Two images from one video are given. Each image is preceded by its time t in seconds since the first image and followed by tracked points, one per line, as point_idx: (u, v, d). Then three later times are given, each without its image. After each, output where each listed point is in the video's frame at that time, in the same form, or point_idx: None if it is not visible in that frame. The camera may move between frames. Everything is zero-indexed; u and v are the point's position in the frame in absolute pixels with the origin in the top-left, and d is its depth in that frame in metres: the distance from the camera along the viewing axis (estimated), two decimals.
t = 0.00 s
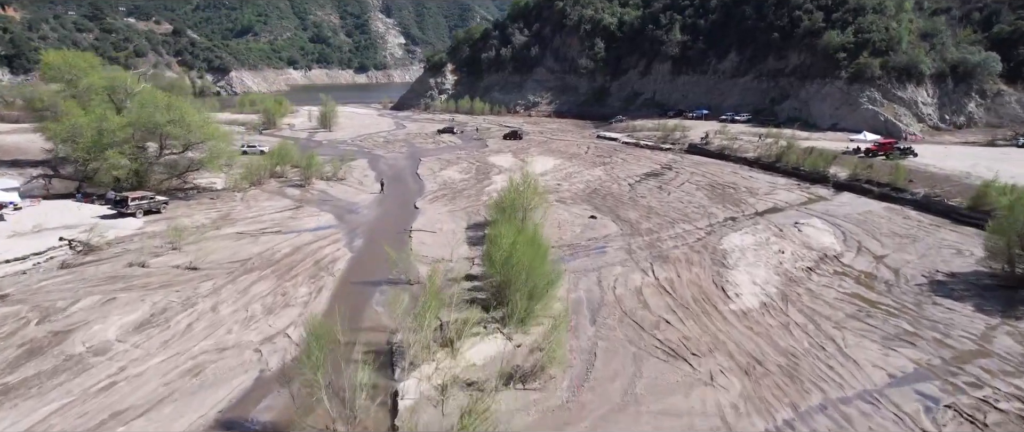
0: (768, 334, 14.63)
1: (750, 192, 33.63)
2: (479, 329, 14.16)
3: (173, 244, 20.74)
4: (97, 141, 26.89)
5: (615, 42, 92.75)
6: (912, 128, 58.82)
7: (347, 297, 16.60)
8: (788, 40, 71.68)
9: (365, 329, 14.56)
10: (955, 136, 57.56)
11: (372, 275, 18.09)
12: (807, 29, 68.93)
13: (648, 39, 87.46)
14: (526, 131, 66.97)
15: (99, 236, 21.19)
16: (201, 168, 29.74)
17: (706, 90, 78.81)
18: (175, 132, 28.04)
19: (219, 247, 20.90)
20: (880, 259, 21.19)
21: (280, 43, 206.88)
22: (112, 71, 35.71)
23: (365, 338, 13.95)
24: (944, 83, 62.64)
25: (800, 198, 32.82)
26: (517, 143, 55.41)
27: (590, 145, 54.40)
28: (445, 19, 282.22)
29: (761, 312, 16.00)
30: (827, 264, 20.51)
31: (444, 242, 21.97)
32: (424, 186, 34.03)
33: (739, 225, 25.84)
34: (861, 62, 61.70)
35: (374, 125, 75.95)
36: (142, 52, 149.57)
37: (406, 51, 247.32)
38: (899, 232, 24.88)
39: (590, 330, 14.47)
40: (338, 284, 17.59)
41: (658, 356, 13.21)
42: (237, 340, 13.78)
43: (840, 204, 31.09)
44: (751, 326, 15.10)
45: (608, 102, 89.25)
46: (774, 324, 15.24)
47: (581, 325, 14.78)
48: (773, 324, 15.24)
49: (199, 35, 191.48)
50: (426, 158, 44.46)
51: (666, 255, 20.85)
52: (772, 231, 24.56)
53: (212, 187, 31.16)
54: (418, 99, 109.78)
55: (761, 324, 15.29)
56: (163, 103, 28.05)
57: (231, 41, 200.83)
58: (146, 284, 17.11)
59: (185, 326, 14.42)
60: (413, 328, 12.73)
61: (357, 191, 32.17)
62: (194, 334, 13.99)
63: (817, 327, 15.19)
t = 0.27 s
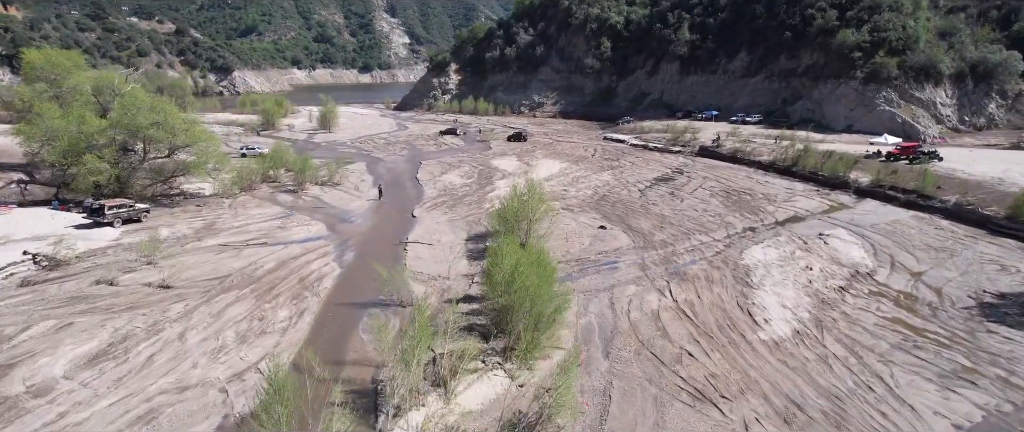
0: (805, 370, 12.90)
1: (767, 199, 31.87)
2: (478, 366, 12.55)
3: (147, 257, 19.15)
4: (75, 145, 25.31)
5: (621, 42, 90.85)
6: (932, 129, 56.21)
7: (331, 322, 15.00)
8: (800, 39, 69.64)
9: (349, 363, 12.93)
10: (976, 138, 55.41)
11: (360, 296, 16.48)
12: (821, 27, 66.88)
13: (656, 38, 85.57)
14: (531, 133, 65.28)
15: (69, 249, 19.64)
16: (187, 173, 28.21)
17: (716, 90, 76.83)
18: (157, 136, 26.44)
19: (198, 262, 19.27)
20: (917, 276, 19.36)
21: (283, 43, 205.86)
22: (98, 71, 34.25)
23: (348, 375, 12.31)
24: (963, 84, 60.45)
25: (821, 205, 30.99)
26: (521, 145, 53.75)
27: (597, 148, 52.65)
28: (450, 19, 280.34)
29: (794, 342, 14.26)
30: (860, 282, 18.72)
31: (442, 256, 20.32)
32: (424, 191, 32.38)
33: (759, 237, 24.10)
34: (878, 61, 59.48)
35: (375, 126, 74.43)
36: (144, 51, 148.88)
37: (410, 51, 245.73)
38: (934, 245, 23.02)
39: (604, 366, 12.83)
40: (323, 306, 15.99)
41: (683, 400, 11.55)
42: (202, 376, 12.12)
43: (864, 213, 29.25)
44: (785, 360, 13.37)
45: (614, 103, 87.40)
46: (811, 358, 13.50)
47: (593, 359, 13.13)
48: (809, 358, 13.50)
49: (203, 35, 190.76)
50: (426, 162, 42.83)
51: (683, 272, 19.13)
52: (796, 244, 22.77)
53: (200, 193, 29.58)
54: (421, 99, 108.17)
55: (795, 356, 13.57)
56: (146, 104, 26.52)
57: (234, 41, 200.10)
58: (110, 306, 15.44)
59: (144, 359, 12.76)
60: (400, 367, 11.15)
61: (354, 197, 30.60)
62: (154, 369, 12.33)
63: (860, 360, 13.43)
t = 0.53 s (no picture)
0: (853, 418, 11.14)
1: (786, 206, 30.06)
2: (475, 414, 10.97)
3: (117, 273, 17.56)
4: (48, 149, 23.76)
5: (629, 41, 89.02)
6: (952, 132, 53.89)
7: (311, 355, 13.35)
8: (813, 38, 67.58)
9: (326, 408, 11.23)
10: (998, 141, 53.17)
11: (347, 322, 14.85)
12: (834, 26, 64.86)
13: (664, 37, 83.70)
14: (536, 135, 63.57)
15: (33, 265, 18.12)
16: (171, 180, 26.65)
17: (725, 91, 74.84)
18: (138, 140, 24.92)
19: (172, 280, 17.66)
20: (963, 297, 17.46)
21: (288, 43, 205.06)
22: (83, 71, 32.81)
23: (324, 424, 10.65)
24: (984, 84, 58.18)
25: (843, 214, 29.14)
26: (526, 148, 52.04)
27: (604, 151, 50.86)
28: (455, 19, 278.63)
29: (836, 381, 12.49)
30: (901, 304, 16.85)
31: (438, 273, 18.61)
32: (423, 198, 30.71)
33: (783, 250, 22.27)
34: (895, 61, 57.32)
35: (377, 127, 72.91)
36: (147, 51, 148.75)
37: (415, 51, 244.16)
38: (975, 260, 21.09)
39: (619, 413, 11.20)
40: (303, 334, 14.36)
41: None
42: (154, 425, 10.47)
43: (892, 222, 27.35)
44: (827, 404, 11.63)
45: (621, 103, 85.56)
46: (858, 402, 11.71)
47: (608, 403, 11.48)
48: (856, 402, 11.72)
49: (206, 34, 190.36)
50: (427, 165, 41.15)
51: (703, 294, 17.37)
52: (824, 259, 20.94)
53: (185, 200, 28.01)
54: (424, 99, 106.58)
55: (839, 399, 11.81)
56: (126, 106, 24.99)
57: (238, 40, 199.50)
58: (65, 333, 13.84)
59: (91, 401, 11.11)
60: (382, 420, 9.55)
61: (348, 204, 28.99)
62: (100, 414, 10.70)
63: (916, 406, 11.62)
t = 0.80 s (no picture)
0: None
1: (808, 215, 28.20)
2: None
3: (79, 293, 15.94)
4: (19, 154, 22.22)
5: (636, 40, 87.12)
6: (974, 133, 51.79)
7: (284, 395, 11.66)
8: (827, 37, 65.48)
9: None
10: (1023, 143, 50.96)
11: (329, 354, 13.17)
12: (849, 24, 62.76)
13: (671, 36, 81.80)
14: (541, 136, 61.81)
15: None
16: (153, 186, 25.09)
17: (735, 91, 72.83)
18: (115, 143, 23.38)
19: (140, 300, 16.02)
20: (1020, 324, 15.58)
21: (292, 43, 204.20)
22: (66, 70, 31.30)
23: None
24: (1006, 84, 55.95)
25: (870, 223, 27.24)
26: (530, 150, 50.24)
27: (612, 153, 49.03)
28: (459, 19, 276.97)
29: None
30: (951, 331, 15.01)
31: (434, 293, 16.90)
32: (422, 205, 29.02)
33: (810, 266, 20.43)
34: (913, 60, 55.13)
35: (378, 128, 71.38)
36: (148, 51, 148.59)
37: (419, 50, 242.55)
38: None
39: None
40: (278, 368, 12.69)
41: None
42: None
43: (924, 233, 25.42)
44: None
45: (628, 104, 83.69)
46: None
47: None
48: None
49: (210, 34, 189.82)
50: (428, 169, 39.43)
51: (728, 319, 15.62)
52: (857, 276, 19.12)
53: (170, 207, 26.49)
54: (428, 100, 104.98)
55: None
56: (102, 107, 23.42)
57: (242, 40, 198.74)
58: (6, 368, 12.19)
59: None
60: None
61: (342, 212, 27.33)
62: None
63: None
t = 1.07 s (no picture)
0: None
1: (831, 223, 26.34)
2: None
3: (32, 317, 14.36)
4: None
5: (643, 39, 85.27)
6: (997, 135, 49.55)
7: None
8: (841, 35, 63.31)
9: None
10: None
11: (302, 397, 11.48)
12: (865, 22, 60.56)
13: (680, 35, 79.88)
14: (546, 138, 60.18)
15: None
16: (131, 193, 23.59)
17: (746, 91, 70.75)
18: (89, 148, 21.88)
19: (99, 325, 14.40)
20: None
21: (296, 42, 203.37)
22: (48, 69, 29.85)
23: None
24: None
25: (900, 233, 25.33)
26: (535, 153, 48.54)
27: (620, 156, 47.28)
28: (464, 18, 275.21)
29: None
30: (1013, 367, 13.20)
31: (428, 318, 15.20)
32: (419, 213, 27.31)
33: (842, 284, 18.57)
34: (933, 59, 52.85)
35: (379, 129, 69.88)
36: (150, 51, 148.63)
37: (424, 50, 241.05)
38: None
39: None
40: (243, 414, 11.02)
41: None
42: None
43: (960, 245, 23.49)
44: None
45: (635, 104, 81.82)
46: None
47: None
48: None
49: (214, 34, 189.38)
50: (428, 173, 37.76)
51: (759, 351, 13.88)
52: (897, 296, 17.27)
53: (151, 216, 24.90)
54: (431, 100, 103.39)
55: None
56: (74, 109, 21.88)
57: (245, 40, 198.20)
58: None
59: None
60: None
61: (334, 221, 25.66)
62: None
63: None
